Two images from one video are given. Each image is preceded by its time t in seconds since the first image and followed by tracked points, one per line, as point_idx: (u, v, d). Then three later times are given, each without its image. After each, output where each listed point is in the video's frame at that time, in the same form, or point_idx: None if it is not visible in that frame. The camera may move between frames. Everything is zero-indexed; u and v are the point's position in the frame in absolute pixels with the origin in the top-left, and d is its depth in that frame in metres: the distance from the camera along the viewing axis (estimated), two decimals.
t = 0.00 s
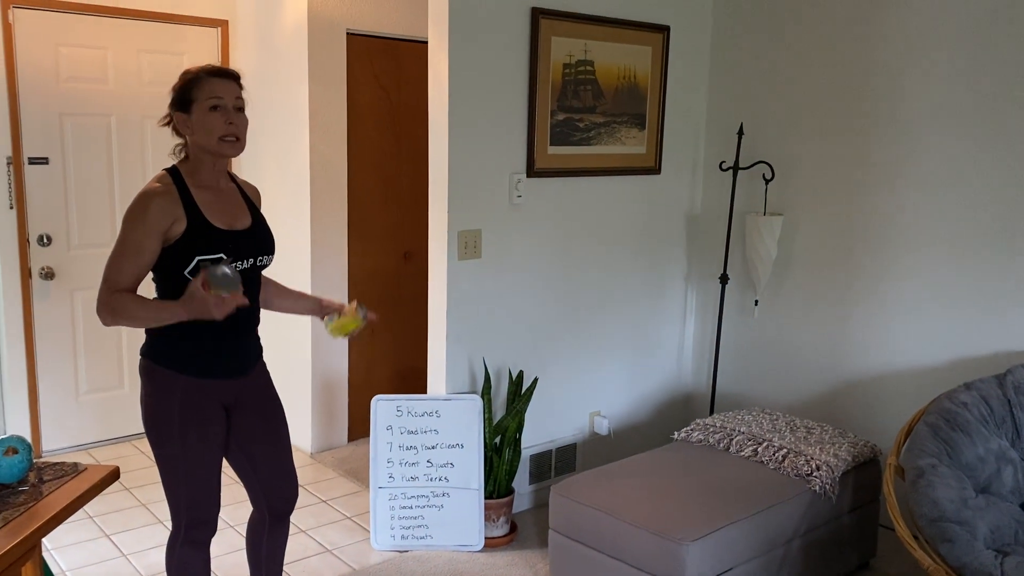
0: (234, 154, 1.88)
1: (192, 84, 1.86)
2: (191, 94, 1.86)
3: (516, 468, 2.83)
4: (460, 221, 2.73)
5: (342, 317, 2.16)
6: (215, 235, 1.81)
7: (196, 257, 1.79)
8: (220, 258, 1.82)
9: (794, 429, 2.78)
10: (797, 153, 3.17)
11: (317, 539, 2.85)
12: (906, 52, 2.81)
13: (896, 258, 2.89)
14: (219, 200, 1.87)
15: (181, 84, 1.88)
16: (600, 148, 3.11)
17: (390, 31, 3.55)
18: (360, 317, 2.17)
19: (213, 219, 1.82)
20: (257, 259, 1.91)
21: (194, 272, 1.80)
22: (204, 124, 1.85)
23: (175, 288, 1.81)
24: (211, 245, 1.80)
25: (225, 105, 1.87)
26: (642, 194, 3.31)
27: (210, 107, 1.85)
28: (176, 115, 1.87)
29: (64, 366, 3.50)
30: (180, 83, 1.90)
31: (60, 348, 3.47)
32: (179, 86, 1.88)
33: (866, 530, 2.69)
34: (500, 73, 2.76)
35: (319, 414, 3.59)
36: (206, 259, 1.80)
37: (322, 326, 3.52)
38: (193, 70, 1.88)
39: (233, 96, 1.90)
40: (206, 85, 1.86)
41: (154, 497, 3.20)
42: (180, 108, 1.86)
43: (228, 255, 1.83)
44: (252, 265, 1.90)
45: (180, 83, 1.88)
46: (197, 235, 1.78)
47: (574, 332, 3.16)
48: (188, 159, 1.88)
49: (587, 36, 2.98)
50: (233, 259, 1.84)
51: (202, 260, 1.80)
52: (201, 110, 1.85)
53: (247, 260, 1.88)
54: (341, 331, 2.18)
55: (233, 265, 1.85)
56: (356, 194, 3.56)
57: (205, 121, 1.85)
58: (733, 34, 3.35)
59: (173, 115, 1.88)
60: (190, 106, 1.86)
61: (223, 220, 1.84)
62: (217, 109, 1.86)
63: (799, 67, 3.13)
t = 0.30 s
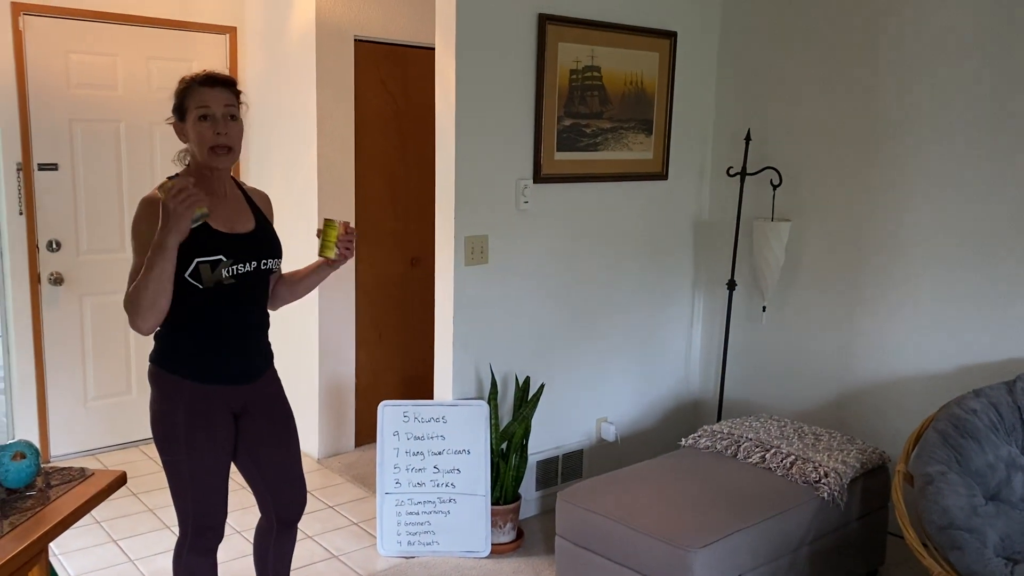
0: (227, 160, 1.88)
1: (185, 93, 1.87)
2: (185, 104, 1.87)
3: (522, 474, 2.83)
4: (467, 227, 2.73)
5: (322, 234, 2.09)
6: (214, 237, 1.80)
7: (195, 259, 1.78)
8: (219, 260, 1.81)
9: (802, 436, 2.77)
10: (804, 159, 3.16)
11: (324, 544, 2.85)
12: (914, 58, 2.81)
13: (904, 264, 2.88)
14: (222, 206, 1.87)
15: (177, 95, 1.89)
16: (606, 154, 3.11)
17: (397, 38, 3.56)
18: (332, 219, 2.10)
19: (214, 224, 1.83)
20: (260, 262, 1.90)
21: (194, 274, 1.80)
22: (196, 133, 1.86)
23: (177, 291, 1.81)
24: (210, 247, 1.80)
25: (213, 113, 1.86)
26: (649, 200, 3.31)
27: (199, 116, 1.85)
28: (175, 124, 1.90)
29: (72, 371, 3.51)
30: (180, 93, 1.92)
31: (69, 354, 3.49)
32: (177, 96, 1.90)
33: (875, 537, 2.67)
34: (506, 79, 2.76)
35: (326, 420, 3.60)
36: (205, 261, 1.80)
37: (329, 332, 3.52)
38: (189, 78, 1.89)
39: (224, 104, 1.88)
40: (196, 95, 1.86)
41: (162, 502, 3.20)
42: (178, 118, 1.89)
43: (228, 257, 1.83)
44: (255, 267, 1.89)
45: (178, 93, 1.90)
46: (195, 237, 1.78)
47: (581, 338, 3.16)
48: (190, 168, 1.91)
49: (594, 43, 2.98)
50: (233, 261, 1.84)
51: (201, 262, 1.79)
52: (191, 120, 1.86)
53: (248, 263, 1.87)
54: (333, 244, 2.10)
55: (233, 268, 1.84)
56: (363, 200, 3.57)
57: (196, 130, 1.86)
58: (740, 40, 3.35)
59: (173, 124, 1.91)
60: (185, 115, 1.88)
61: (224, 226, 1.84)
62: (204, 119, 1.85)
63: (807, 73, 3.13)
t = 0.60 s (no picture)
0: (229, 161, 1.87)
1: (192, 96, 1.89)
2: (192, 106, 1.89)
3: (530, 484, 2.80)
4: (474, 236, 2.73)
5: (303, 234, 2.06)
6: (212, 239, 1.80)
7: (192, 261, 1.79)
8: (216, 262, 1.80)
9: (812, 445, 2.75)
10: (813, 167, 3.15)
11: (331, 554, 2.85)
12: (922, 65, 2.79)
13: (914, 272, 2.86)
14: (225, 212, 1.87)
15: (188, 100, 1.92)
16: (613, 162, 3.10)
17: (404, 47, 3.57)
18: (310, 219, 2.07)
19: (215, 226, 1.83)
20: (263, 268, 1.88)
21: (192, 277, 1.80)
22: (200, 135, 1.87)
23: (179, 295, 1.82)
24: (207, 249, 1.80)
25: (216, 115, 1.86)
26: (656, 208, 3.30)
27: (203, 119, 1.86)
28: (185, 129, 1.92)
29: (81, 380, 3.52)
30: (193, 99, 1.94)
31: (77, 362, 3.50)
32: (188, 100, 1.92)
33: (885, 548, 2.65)
34: (513, 88, 2.76)
35: (333, 429, 3.59)
36: (202, 263, 1.80)
37: (336, 340, 3.52)
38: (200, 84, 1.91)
39: (228, 106, 1.88)
40: (203, 98, 1.87)
41: (169, 511, 3.20)
42: (186, 122, 1.91)
43: (226, 260, 1.81)
44: (256, 274, 1.86)
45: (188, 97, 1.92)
46: (194, 240, 1.79)
47: (588, 347, 3.15)
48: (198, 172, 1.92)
49: (600, 51, 2.98)
50: (232, 265, 1.82)
51: (198, 263, 1.79)
52: (197, 122, 1.87)
53: (249, 268, 1.85)
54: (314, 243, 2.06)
55: (231, 272, 1.82)
56: (371, 208, 3.58)
57: (200, 132, 1.87)
58: (747, 48, 3.34)
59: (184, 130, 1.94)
60: (192, 119, 1.89)
61: (225, 231, 1.84)
62: (206, 119, 1.86)
63: (815, 80, 3.12)
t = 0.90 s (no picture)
0: (243, 178, 1.88)
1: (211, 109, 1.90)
2: (210, 119, 1.90)
3: (541, 490, 2.79)
4: (484, 241, 2.72)
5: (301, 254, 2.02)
6: (224, 241, 1.80)
7: (203, 262, 1.79)
8: (228, 264, 1.81)
9: (824, 451, 2.72)
10: (824, 171, 3.13)
11: (342, 560, 2.84)
12: (935, 68, 2.77)
13: (928, 277, 2.83)
14: (240, 219, 1.88)
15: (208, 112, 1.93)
16: (623, 167, 3.09)
17: (414, 53, 3.58)
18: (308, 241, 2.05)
19: (229, 230, 1.83)
20: (274, 273, 1.88)
21: (202, 278, 1.79)
22: (216, 148, 1.88)
23: (189, 297, 1.82)
24: (219, 251, 1.80)
25: (233, 132, 1.87)
26: (667, 212, 3.28)
27: (220, 134, 1.87)
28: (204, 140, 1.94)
29: (94, 385, 3.54)
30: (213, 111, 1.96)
31: (90, 367, 3.52)
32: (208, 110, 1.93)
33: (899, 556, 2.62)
34: (523, 93, 2.76)
35: (344, 434, 3.59)
36: (213, 265, 1.79)
37: (347, 346, 3.53)
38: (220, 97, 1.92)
39: (245, 123, 1.88)
40: (220, 113, 1.88)
41: (181, 516, 3.21)
42: (205, 132, 1.92)
43: (238, 263, 1.82)
44: (267, 279, 1.87)
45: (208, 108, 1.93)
46: (207, 240, 1.79)
47: (599, 352, 3.13)
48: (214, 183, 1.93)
49: (610, 56, 2.98)
50: (243, 268, 1.83)
51: (209, 264, 1.79)
52: (214, 136, 1.88)
53: (260, 273, 1.85)
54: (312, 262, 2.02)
55: (242, 275, 1.83)
56: (382, 214, 3.58)
57: (217, 146, 1.88)
58: (758, 52, 3.33)
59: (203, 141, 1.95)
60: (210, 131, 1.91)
61: (238, 235, 1.84)
62: (223, 136, 1.87)
63: (827, 84, 3.10)
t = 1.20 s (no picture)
0: (260, 182, 1.89)
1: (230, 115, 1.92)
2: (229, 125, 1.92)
3: (552, 498, 2.81)
4: (495, 248, 2.72)
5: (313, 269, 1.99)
6: (242, 253, 1.81)
7: (221, 274, 1.79)
8: (246, 276, 1.81)
9: (839, 459, 2.70)
10: (837, 178, 3.11)
11: (354, 566, 2.84)
12: (949, 73, 2.76)
13: (943, 283, 2.81)
14: (258, 229, 1.88)
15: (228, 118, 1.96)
16: (636, 174, 3.09)
17: (427, 61, 3.59)
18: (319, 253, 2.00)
19: (245, 239, 1.83)
20: (292, 283, 1.89)
21: (221, 290, 1.80)
22: (234, 152, 1.89)
23: (208, 308, 1.83)
24: (238, 263, 1.80)
25: (250, 136, 1.89)
26: (680, 219, 3.28)
27: (239, 138, 1.89)
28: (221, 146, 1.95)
29: (108, 392, 3.56)
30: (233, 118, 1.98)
31: (105, 374, 3.54)
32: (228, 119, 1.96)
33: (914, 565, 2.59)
34: (534, 100, 2.77)
35: (357, 441, 3.60)
36: (231, 276, 1.80)
37: (360, 353, 3.53)
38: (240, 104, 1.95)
39: (263, 129, 1.91)
40: (239, 118, 1.90)
41: (194, 523, 3.22)
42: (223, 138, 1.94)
43: (255, 275, 1.82)
44: (284, 289, 1.87)
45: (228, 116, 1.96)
46: (226, 252, 1.80)
47: (611, 359, 3.13)
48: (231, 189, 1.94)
49: (622, 63, 2.98)
50: (261, 279, 1.83)
51: (228, 277, 1.80)
52: (232, 141, 1.90)
53: (278, 283, 1.86)
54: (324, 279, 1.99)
55: (261, 286, 1.83)
56: (394, 221, 3.60)
57: (234, 150, 1.90)
58: (771, 59, 3.32)
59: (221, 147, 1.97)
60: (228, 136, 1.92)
61: (256, 246, 1.85)
62: (241, 140, 1.89)
63: (840, 90, 3.09)
